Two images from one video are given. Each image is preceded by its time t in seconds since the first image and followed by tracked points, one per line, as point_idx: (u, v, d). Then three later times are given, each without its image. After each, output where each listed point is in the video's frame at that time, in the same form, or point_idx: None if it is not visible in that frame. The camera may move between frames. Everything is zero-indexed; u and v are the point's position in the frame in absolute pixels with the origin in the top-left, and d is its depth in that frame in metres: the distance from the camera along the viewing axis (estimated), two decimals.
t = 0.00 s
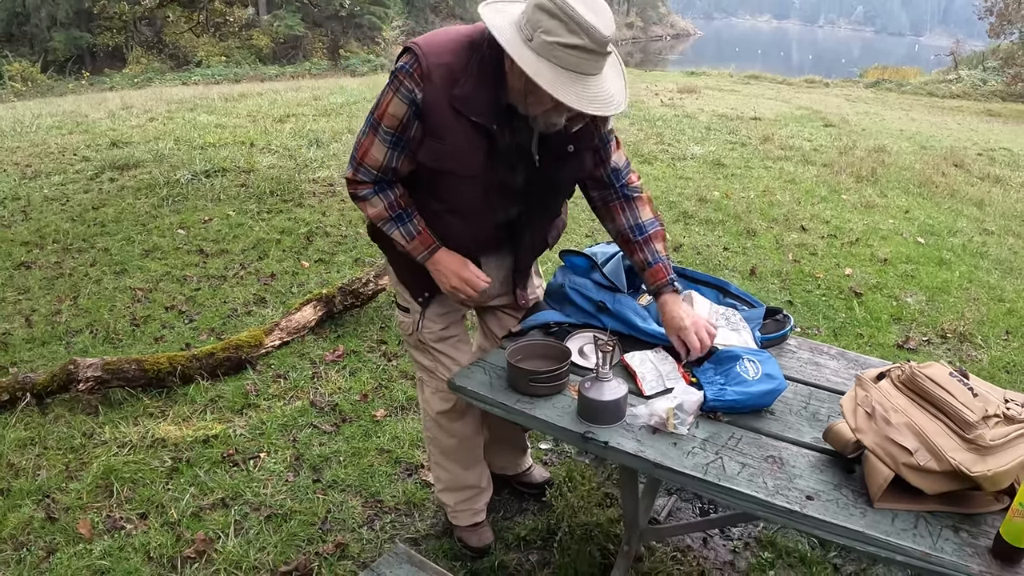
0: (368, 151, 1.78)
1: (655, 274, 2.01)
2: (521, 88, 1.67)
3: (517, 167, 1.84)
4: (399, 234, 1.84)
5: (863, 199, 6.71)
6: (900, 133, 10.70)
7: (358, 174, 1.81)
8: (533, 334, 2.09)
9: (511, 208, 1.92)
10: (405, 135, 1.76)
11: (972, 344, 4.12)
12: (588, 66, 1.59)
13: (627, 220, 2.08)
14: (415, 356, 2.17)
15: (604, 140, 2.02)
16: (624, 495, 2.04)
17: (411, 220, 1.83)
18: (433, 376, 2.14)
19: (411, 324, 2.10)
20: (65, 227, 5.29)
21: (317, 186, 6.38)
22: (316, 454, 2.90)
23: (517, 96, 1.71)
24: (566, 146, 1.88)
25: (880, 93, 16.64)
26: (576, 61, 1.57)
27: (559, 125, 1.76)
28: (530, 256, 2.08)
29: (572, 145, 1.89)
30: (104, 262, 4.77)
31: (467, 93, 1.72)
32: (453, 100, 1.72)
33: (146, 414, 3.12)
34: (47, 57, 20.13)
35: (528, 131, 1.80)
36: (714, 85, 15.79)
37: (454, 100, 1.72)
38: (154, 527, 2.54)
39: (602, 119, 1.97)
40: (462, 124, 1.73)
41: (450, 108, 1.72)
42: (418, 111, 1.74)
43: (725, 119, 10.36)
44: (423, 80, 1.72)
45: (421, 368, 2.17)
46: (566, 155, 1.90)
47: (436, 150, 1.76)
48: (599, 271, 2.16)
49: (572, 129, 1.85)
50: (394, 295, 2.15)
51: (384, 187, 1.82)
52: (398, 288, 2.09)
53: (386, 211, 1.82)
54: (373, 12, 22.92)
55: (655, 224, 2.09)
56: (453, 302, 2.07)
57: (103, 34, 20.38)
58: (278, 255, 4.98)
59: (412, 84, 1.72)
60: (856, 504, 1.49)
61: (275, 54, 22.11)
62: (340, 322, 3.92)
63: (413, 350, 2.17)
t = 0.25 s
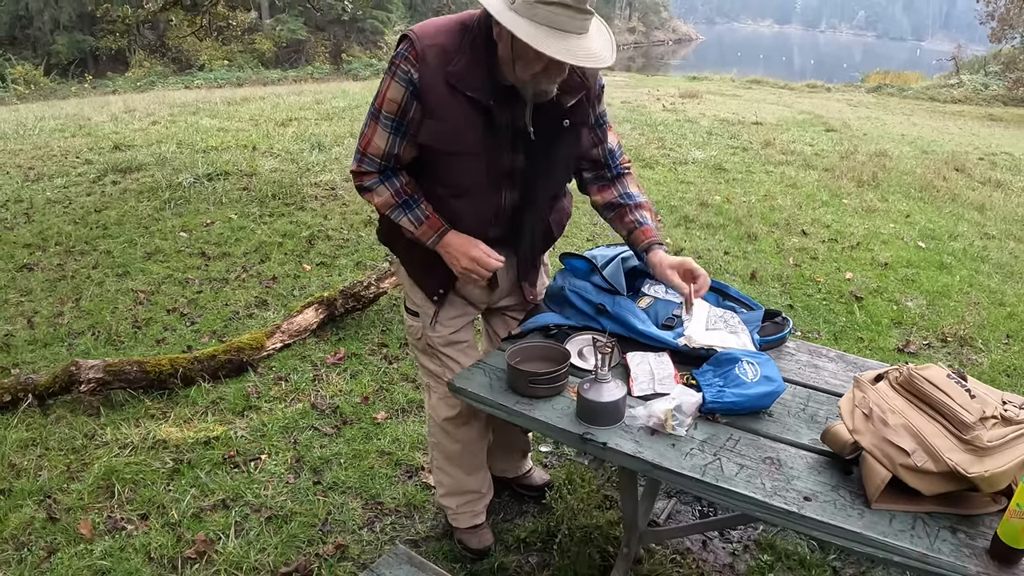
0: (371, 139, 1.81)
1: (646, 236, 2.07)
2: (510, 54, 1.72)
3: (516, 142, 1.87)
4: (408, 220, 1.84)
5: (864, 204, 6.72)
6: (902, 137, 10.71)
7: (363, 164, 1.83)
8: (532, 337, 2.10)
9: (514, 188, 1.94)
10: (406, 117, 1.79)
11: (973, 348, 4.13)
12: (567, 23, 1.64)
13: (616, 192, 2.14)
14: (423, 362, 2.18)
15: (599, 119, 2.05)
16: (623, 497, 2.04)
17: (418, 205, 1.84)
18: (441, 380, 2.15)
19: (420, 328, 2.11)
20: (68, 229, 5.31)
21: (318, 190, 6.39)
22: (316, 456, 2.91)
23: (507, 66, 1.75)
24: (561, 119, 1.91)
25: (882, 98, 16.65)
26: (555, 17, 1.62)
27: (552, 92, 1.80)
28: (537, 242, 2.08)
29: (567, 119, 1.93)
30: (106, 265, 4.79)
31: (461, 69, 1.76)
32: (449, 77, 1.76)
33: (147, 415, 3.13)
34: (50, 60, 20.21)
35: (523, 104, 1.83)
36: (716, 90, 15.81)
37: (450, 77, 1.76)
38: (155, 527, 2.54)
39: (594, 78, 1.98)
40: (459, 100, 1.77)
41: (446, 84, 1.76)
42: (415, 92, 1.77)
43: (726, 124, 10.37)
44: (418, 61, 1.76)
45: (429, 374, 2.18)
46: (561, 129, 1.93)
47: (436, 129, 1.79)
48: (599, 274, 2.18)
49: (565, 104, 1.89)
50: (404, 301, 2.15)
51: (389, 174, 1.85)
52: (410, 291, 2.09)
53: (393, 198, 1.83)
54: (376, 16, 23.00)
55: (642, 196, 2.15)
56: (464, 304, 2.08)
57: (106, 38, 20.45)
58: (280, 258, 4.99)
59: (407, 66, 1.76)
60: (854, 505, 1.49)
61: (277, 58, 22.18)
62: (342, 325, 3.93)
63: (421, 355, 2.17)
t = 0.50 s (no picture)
0: (383, 138, 1.80)
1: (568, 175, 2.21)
2: (491, 24, 1.77)
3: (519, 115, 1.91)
4: (439, 203, 1.84)
5: (864, 207, 6.73)
6: (903, 141, 10.72)
7: (378, 165, 1.82)
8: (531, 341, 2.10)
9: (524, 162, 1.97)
10: (413, 107, 1.80)
11: (972, 352, 4.13)
12: None
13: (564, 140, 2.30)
14: (431, 377, 2.10)
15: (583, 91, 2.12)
16: (621, 501, 2.06)
17: (444, 186, 1.84)
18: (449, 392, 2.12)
19: (434, 340, 2.04)
20: (69, 232, 5.33)
21: (320, 194, 6.41)
22: (317, 459, 2.92)
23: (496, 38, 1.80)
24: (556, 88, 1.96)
25: (883, 101, 16.67)
26: None
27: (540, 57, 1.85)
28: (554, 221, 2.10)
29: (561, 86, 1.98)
30: (108, 268, 4.81)
31: (456, 50, 1.79)
32: (446, 59, 1.79)
33: (148, 418, 3.14)
34: (53, 63, 20.27)
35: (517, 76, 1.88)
36: (717, 94, 15.83)
37: (446, 59, 1.79)
38: (155, 530, 2.55)
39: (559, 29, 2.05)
40: (460, 79, 1.80)
41: (444, 66, 1.80)
42: (417, 79, 1.79)
43: (727, 128, 10.39)
44: (413, 49, 1.79)
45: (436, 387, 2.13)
46: (557, 98, 1.97)
47: (444, 112, 1.81)
48: (597, 278, 2.15)
49: (555, 71, 1.94)
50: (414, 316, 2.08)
51: (406, 165, 1.84)
52: (426, 301, 2.02)
53: (417, 185, 1.83)
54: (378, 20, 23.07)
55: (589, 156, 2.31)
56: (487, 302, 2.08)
57: (108, 41, 20.51)
58: (281, 262, 5.01)
59: (404, 56, 1.79)
60: (850, 509, 1.50)
61: (279, 61, 22.24)
62: (343, 329, 3.94)
63: (427, 368, 2.10)
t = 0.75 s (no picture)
0: (382, 134, 1.80)
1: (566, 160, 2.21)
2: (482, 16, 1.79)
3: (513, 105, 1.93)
4: (439, 195, 1.83)
5: (865, 211, 6.73)
6: (905, 144, 10.72)
7: (376, 161, 1.82)
8: (530, 345, 2.11)
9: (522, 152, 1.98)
10: (411, 100, 1.81)
11: (972, 355, 4.14)
12: None
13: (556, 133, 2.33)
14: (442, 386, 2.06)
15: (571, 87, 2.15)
16: (619, 504, 2.07)
17: (443, 178, 1.84)
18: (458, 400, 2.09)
19: (445, 347, 2.00)
20: (71, 234, 5.35)
21: (321, 197, 6.42)
22: (317, 461, 2.93)
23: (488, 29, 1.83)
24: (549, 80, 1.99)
25: (885, 104, 16.67)
26: None
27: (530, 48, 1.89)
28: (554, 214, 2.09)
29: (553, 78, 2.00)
30: (110, 270, 4.83)
31: (451, 42, 1.81)
32: (442, 50, 1.81)
33: (149, 420, 3.15)
34: (55, 65, 20.33)
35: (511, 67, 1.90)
36: (719, 97, 15.84)
37: (442, 51, 1.81)
38: (156, 531, 2.56)
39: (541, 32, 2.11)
40: (456, 70, 1.82)
41: (440, 58, 1.81)
42: (414, 72, 1.80)
43: (729, 131, 10.40)
44: (409, 43, 1.81)
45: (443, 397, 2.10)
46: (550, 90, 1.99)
47: (443, 103, 1.82)
48: (595, 282, 2.19)
49: (546, 63, 1.97)
50: (419, 325, 2.04)
51: (403, 161, 1.84)
52: (432, 305, 1.98)
53: (417, 178, 1.83)
54: (380, 22, 23.12)
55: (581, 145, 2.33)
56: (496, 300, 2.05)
57: (110, 43, 20.57)
58: (283, 265, 5.02)
59: (400, 50, 1.80)
60: (845, 513, 1.51)
61: (281, 63, 22.28)
62: (343, 332, 3.96)
63: (435, 378, 2.06)
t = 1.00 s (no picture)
0: (376, 132, 1.81)
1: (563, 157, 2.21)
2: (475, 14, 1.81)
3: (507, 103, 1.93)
4: (434, 188, 1.82)
5: (867, 214, 6.73)
6: (907, 147, 10.70)
7: (370, 159, 1.82)
8: (529, 348, 2.11)
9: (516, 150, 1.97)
10: (405, 98, 1.81)
11: (974, 359, 4.13)
12: None
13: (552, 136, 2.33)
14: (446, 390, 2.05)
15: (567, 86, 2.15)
16: (619, 508, 2.06)
17: (437, 172, 1.84)
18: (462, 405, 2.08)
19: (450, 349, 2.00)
20: (73, 235, 5.36)
21: (323, 199, 6.43)
22: (316, 463, 2.93)
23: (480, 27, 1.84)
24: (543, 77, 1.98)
25: (888, 107, 16.65)
26: None
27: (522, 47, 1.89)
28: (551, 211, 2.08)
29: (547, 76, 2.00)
30: (111, 271, 4.83)
31: (444, 39, 1.82)
32: (435, 48, 1.81)
33: (149, 422, 3.15)
34: (58, 66, 20.38)
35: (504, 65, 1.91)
36: (721, 100, 15.84)
37: (435, 49, 1.82)
38: (155, 533, 2.56)
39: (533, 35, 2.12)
40: (450, 67, 1.82)
41: (433, 56, 1.82)
42: (407, 71, 1.81)
43: (731, 134, 10.39)
44: (402, 42, 1.81)
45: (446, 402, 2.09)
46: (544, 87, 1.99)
47: (437, 99, 1.82)
48: (595, 286, 2.20)
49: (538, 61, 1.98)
50: (419, 329, 2.02)
51: (397, 157, 1.84)
52: (432, 304, 1.96)
53: (411, 173, 1.82)
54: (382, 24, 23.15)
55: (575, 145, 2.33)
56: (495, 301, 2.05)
57: (113, 44, 20.61)
58: (284, 267, 5.03)
59: (393, 49, 1.80)
60: (844, 519, 1.51)
61: (284, 65, 22.31)
62: (344, 334, 3.96)
63: (439, 382, 2.04)
